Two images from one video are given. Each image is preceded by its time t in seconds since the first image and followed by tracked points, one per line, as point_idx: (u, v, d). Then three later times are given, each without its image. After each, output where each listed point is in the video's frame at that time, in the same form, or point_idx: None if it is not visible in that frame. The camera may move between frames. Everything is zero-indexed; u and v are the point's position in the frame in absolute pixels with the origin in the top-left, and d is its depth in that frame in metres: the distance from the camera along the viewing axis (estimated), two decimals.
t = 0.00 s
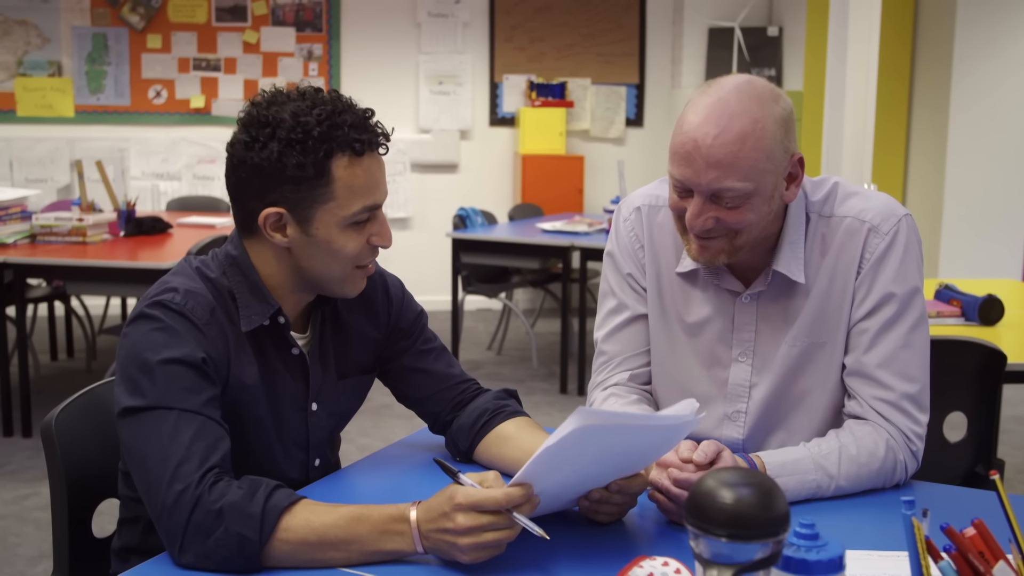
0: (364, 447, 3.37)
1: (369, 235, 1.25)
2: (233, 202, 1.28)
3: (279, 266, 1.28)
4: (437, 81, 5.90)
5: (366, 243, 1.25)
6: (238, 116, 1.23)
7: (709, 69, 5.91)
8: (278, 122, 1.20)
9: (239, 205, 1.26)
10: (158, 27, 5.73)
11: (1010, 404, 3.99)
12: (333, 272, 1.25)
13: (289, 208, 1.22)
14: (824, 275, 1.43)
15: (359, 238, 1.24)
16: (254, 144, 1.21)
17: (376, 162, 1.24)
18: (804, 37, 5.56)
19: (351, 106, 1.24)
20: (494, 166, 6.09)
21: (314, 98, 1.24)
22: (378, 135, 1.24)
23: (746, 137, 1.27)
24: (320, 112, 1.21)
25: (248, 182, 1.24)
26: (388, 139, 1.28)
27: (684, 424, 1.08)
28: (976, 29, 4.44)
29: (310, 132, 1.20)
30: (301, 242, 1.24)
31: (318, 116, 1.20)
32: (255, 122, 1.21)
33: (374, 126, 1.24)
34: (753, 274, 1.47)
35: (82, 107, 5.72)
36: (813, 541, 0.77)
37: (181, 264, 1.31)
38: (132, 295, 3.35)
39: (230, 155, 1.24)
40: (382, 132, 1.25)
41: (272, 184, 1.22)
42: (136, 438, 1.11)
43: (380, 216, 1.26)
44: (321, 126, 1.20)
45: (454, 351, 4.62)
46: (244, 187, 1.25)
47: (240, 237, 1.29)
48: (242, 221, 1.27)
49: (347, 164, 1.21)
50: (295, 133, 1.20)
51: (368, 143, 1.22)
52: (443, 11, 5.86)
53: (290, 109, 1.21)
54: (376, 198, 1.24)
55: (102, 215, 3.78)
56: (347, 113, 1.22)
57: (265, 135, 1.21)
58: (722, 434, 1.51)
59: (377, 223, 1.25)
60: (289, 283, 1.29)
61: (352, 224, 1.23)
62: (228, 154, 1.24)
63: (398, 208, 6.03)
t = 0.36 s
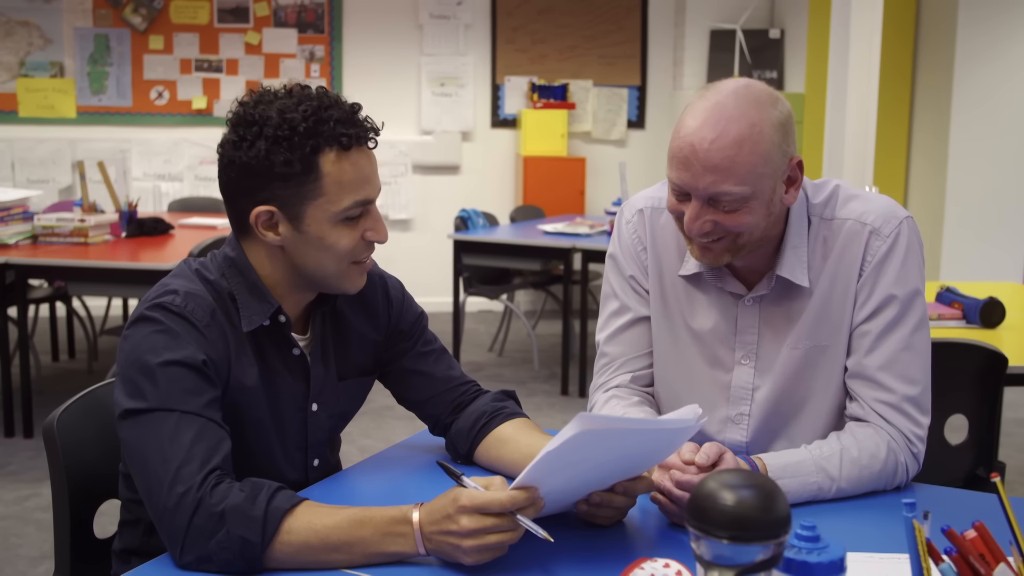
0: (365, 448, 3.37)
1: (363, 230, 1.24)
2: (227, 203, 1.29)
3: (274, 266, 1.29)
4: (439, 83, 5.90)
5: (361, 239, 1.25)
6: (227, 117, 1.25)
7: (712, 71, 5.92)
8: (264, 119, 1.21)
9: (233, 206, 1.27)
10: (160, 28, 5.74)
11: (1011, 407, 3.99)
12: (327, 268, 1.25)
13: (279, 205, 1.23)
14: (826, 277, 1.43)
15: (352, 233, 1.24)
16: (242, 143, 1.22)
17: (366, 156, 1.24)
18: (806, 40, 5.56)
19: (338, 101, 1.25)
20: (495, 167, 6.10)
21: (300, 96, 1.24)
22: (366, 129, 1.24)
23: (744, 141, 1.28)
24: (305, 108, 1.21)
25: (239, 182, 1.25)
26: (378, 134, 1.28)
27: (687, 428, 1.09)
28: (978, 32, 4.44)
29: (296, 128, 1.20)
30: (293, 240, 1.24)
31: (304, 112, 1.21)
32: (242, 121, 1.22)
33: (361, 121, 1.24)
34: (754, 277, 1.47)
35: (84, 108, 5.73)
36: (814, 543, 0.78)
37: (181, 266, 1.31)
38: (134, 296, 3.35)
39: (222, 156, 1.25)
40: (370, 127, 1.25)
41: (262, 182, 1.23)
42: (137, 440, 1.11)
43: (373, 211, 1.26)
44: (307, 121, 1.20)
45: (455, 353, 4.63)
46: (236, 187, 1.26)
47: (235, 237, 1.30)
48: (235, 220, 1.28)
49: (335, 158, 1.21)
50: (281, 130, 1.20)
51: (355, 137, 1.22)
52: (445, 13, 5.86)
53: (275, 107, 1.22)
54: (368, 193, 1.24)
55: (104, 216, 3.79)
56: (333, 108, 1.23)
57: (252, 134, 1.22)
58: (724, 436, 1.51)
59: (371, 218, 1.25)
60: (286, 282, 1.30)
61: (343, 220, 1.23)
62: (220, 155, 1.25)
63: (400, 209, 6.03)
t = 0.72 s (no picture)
0: (366, 449, 3.37)
1: (380, 221, 1.26)
2: (236, 216, 1.28)
3: (298, 271, 1.29)
4: (440, 84, 5.91)
5: (379, 231, 1.27)
6: (229, 133, 1.23)
7: (714, 73, 5.94)
8: (275, 130, 1.20)
9: (249, 218, 1.26)
10: (162, 29, 5.75)
11: (1012, 409, 3.99)
12: (352, 266, 1.26)
13: (303, 212, 1.23)
14: (830, 279, 1.44)
15: (372, 227, 1.26)
16: (256, 156, 1.21)
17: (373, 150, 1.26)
18: (807, 42, 5.57)
19: (339, 99, 1.26)
20: (497, 168, 6.10)
21: (301, 100, 1.24)
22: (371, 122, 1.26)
23: (759, 149, 1.27)
24: (314, 112, 1.21)
25: (255, 194, 1.24)
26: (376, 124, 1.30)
27: (686, 427, 1.09)
28: (979, 34, 4.44)
29: (311, 134, 1.20)
30: (318, 244, 1.25)
31: (314, 117, 1.20)
32: (252, 135, 1.21)
33: (364, 115, 1.25)
34: (758, 280, 1.47)
35: (86, 109, 5.74)
36: (816, 545, 0.78)
37: (186, 268, 1.31)
38: (136, 297, 3.35)
39: (231, 171, 1.23)
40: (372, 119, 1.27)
41: (281, 191, 1.23)
42: (140, 441, 1.11)
43: (385, 202, 1.28)
44: (320, 126, 1.20)
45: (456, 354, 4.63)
46: (251, 199, 1.25)
47: (242, 243, 1.30)
48: (251, 233, 1.27)
49: (349, 157, 1.23)
50: (296, 137, 1.20)
51: (365, 133, 1.24)
52: (447, 14, 5.86)
53: (281, 116, 1.21)
54: (379, 184, 1.26)
55: (106, 217, 3.79)
56: (337, 107, 1.23)
57: (265, 146, 1.20)
58: (726, 439, 1.51)
59: (384, 209, 1.27)
60: (305, 283, 1.30)
61: (363, 215, 1.25)
62: (229, 171, 1.23)
63: (401, 211, 6.03)
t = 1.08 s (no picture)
0: (367, 450, 3.38)
1: (383, 218, 1.27)
2: (240, 222, 1.28)
3: (305, 272, 1.29)
4: (441, 84, 5.91)
5: (383, 228, 1.27)
6: (228, 139, 1.22)
7: (715, 73, 5.94)
8: (273, 135, 1.19)
9: (252, 224, 1.26)
10: (163, 29, 5.75)
11: (1013, 410, 3.99)
12: (358, 264, 1.27)
13: (306, 215, 1.23)
14: (831, 280, 1.43)
15: (375, 225, 1.26)
16: (256, 162, 1.21)
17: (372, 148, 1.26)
18: (808, 43, 5.57)
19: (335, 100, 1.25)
20: (498, 168, 6.10)
21: (297, 102, 1.23)
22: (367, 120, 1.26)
23: (757, 154, 1.27)
24: (312, 115, 1.21)
25: (257, 200, 1.24)
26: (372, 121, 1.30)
27: (686, 425, 1.09)
28: (980, 35, 4.44)
29: (309, 138, 1.20)
30: (323, 246, 1.25)
31: (312, 120, 1.20)
32: (251, 141, 1.21)
33: (361, 114, 1.25)
34: (761, 280, 1.47)
35: (87, 109, 5.75)
36: (816, 546, 0.78)
37: (193, 269, 1.32)
38: (137, 297, 3.35)
39: (232, 179, 1.23)
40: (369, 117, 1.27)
41: (283, 196, 1.23)
42: (144, 441, 1.11)
43: (387, 199, 1.28)
44: (318, 129, 1.20)
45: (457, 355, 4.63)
46: (254, 205, 1.25)
47: (246, 245, 1.30)
48: (255, 237, 1.27)
49: (349, 158, 1.23)
50: (295, 141, 1.20)
51: (363, 132, 1.24)
52: (448, 15, 5.87)
53: (278, 120, 1.20)
54: (379, 182, 1.26)
55: (107, 217, 3.79)
56: (334, 108, 1.23)
57: (265, 152, 1.20)
58: (728, 439, 1.51)
59: (387, 206, 1.27)
60: (313, 284, 1.31)
61: (367, 213, 1.25)
62: (230, 178, 1.23)
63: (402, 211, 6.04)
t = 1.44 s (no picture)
0: (367, 450, 3.38)
1: (389, 224, 1.27)
2: (247, 218, 1.28)
3: (308, 273, 1.29)
4: (442, 85, 5.91)
5: (387, 234, 1.27)
6: (239, 136, 1.22)
7: (715, 74, 5.94)
8: (285, 135, 1.20)
9: (258, 221, 1.26)
10: (164, 29, 5.75)
11: (1013, 410, 3.99)
12: (359, 269, 1.27)
13: (312, 217, 1.23)
14: (831, 280, 1.43)
15: (380, 230, 1.26)
16: (266, 161, 1.21)
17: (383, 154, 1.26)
18: (809, 43, 5.57)
19: (347, 104, 1.25)
20: (498, 168, 6.11)
21: (311, 104, 1.24)
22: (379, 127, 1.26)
23: (760, 148, 1.27)
24: (324, 118, 1.21)
25: (265, 198, 1.24)
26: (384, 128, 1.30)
27: (686, 423, 1.09)
28: (981, 36, 4.44)
29: (321, 140, 1.20)
30: (327, 248, 1.25)
31: (324, 122, 1.20)
32: (262, 139, 1.21)
33: (373, 120, 1.26)
34: (762, 280, 1.47)
35: (87, 109, 5.75)
36: (816, 545, 0.78)
37: (199, 268, 1.32)
38: (138, 297, 3.36)
39: (241, 175, 1.23)
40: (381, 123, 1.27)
41: (290, 196, 1.22)
42: (147, 441, 1.11)
43: (394, 205, 1.28)
44: (329, 132, 1.20)
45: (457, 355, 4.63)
46: (260, 203, 1.24)
47: (252, 243, 1.30)
48: (261, 235, 1.27)
49: (359, 162, 1.23)
50: (306, 143, 1.20)
51: (374, 138, 1.24)
52: (448, 15, 5.87)
53: (291, 120, 1.20)
54: (387, 188, 1.26)
55: (107, 217, 3.79)
56: (347, 113, 1.23)
57: (275, 151, 1.20)
58: (728, 439, 1.51)
59: (393, 212, 1.28)
60: (317, 286, 1.31)
61: (372, 219, 1.25)
62: (239, 174, 1.23)
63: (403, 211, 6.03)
